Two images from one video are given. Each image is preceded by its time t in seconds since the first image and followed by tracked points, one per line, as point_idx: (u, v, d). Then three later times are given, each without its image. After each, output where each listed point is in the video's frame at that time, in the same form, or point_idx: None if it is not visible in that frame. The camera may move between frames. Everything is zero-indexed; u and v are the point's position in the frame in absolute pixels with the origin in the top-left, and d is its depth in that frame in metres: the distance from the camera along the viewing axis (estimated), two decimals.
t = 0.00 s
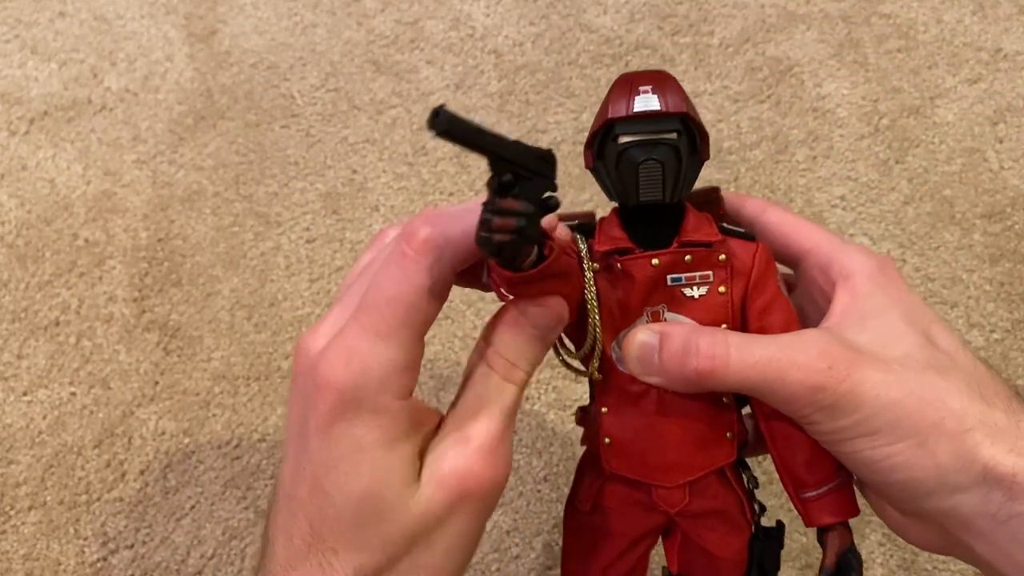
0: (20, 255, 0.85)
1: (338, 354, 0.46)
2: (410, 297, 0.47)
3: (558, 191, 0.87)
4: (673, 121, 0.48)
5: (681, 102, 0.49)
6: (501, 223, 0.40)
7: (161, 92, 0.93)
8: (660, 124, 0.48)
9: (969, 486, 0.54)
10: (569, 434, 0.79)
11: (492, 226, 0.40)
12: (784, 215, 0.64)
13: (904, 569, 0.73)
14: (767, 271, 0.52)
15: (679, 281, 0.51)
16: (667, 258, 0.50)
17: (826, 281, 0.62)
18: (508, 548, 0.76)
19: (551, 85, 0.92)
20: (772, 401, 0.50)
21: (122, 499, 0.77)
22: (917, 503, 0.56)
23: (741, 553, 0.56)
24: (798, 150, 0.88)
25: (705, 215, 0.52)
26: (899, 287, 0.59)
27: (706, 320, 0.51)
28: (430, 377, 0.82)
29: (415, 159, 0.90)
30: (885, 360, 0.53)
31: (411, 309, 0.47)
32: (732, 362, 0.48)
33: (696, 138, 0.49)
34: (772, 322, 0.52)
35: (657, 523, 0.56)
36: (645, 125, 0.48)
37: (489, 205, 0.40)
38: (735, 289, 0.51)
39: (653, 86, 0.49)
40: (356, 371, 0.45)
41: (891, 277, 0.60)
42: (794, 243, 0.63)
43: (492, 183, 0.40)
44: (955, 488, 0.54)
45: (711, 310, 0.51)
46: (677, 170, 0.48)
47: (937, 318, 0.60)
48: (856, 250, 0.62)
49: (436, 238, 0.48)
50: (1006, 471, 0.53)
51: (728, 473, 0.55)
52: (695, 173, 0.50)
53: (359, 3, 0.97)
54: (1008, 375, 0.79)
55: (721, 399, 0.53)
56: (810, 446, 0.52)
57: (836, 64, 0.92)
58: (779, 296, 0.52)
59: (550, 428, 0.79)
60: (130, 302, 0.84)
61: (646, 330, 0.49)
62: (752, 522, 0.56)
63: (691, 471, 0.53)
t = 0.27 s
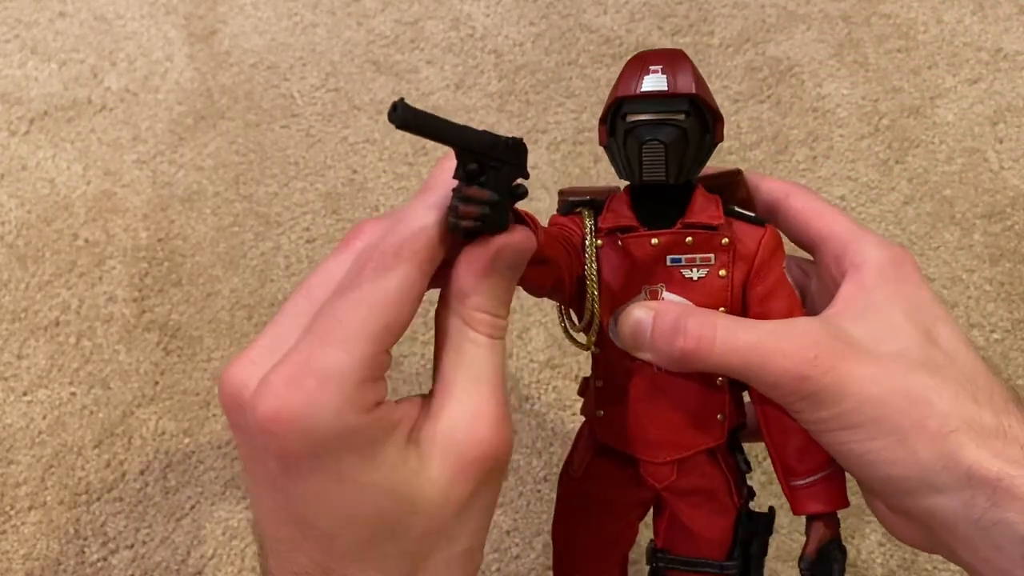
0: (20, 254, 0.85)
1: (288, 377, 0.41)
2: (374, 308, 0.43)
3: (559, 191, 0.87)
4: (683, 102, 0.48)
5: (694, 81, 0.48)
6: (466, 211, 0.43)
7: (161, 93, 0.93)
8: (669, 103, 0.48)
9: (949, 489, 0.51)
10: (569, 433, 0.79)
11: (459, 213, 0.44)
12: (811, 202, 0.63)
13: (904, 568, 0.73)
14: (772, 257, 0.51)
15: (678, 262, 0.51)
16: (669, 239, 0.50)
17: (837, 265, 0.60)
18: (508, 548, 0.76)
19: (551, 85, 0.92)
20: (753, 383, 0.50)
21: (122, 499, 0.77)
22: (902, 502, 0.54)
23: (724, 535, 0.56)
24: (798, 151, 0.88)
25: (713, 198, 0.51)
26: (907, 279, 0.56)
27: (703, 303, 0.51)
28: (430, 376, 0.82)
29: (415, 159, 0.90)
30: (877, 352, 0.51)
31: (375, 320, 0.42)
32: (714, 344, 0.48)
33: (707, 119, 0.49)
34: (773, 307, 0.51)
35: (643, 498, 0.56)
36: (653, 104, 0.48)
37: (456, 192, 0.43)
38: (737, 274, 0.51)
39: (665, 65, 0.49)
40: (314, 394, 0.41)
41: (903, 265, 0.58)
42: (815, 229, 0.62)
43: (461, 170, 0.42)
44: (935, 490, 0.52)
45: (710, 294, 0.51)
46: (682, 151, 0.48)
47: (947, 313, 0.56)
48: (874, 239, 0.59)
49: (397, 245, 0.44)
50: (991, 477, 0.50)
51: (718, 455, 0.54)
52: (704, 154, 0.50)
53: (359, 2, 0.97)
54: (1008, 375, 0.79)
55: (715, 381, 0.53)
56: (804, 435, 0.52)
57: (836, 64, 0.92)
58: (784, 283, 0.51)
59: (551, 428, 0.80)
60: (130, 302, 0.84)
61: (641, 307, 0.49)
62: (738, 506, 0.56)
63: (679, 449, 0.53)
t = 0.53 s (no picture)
0: (20, 255, 0.85)
1: (317, 384, 0.36)
2: (408, 311, 0.38)
3: (558, 191, 0.87)
4: (661, 114, 0.47)
5: (672, 92, 0.48)
6: (502, 209, 0.43)
7: (161, 92, 0.93)
8: (647, 116, 0.47)
9: (938, 501, 0.51)
10: (568, 434, 0.79)
11: (495, 215, 0.43)
12: (802, 199, 0.60)
13: (904, 569, 0.73)
14: (759, 266, 0.50)
15: (663, 275, 0.50)
16: (653, 252, 0.50)
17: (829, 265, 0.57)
18: (508, 549, 0.76)
19: (551, 85, 0.92)
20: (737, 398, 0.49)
21: (122, 500, 0.77)
22: (893, 511, 0.54)
23: (720, 542, 0.56)
24: (798, 150, 0.89)
25: (699, 206, 0.51)
26: (902, 280, 0.54)
27: (691, 314, 0.51)
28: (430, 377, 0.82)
29: (415, 159, 0.90)
30: (864, 363, 0.50)
31: (412, 324, 0.37)
32: (696, 362, 0.48)
33: (688, 128, 0.48)
34: (762, 315, 0.51)
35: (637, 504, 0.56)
36: (631, 117, 0.47)
37: (490, 191, 0.43)
38: (724, 284, 0.51)
39: (641, 76, 0.48)
40: (350, 404, 0.35)
41: (899, 264, 0.55)
42: (808, 227, 0.60)
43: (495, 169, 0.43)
44: (923, 501, 0.51)
45: (696, 305, 0.51)
46: (661, 165, 0.48)
47: (943, 315, 0.54)
48: (868, 239, 0.56)
49: (426, 246, 0.40)
50: (979, 490, 0.49)
51: (712, 463, 0.54)
52: (685, 165, 0.49)
53: (359, 2, 0.97)
54: (1008, 375, 0.79)
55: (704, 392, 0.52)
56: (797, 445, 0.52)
57: (836, 64, 0.92)
58: (772, 291, 0.51)
59: (550, 429, 0.80)
60: (130, 302, 0.84)
61: (627, 321, 0.49)
62: (735, 512, 0.55)
63: (667, 458, 0.53)
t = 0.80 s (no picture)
0: (20, 255, 0.85)
1: (347, 411, 0.34)
2: (433, 333, 0.36)
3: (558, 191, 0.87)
4: (660, 103, 0.47)
5: (670, 81, 0.48)
6: (518, 217, 0.42)
7: (161, 92, 0.93)
8: (646, 106, 0.47)
9: (935, 489, 0.51)
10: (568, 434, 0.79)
11: (512, 223, 0.42)
12: (798, 187, 0.60)
13: (904, 569, 0.73)
14: (755, 255, 0.51)
15: (660, 266, 0.50)
16: (650, 242, 0.50)
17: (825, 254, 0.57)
18: (508, 548, 0.76)
19: (550, 85, 0.92)
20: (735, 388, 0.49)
21: (122, 500, 0.77)
22: (889, 500, 0.54)
23: (716, 531, 0.56)
24: (798, 151, 0.88)
25: (694, 195, 0.51)
26: (898, 269, 0.54)
27: (688, 305, 0.51)
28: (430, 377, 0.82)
29: (415, 159, 0.90)
30: (862, 351, 0.50)
31: (438, 346, 0.36)
32: (692, 351, 0.48)
33: (686, 118, 0.49)
34: (759, 304, 0.51)
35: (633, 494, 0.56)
36: (630, 106, 0.47)
37: (507, 201, 0.42)
38: (720, 273, 0.51)
39: (640, 64, 0.48)
40: (382, 433, 0.34)
41: (895, 253, 0.55)
42: (804, 214, 0.59)
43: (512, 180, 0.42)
44: (921, 489, 0.51)
45: (693, 296, 0.51)
46: (659, 154, 0.48)
47: (938, 303, 0.54)
48: (863, 227, 0.56)
49: (445, 263, 0.38)
50: (975, 476, 0.49)
51: (708, 453, 0.55)
52: (682, 154, 0.49)
53: (359, 2, 0.97)
54: (1008, 375, 0.79)
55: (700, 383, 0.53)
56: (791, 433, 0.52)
57: (836, 64, 0.92)
58: (768, 280, 0.51)
59: (550, 428, 0.80)
60: (130, 303, 0.84)
61: (622, 311, 0.49)
62: (731, 501, 0.56)
63: (664, 449, 0.53)
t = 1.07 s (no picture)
0: (20, 254, 0.85)
1: (369, 446, 0.34)
2: (450, 361, 0.36)
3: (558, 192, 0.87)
4: (661, 111, 0.47)
5: (671, 87, 0.48)
6: (543, 243, 0.42)
7: (161, 92, 0.93)
8: (648, 113, 0.47)
9: (934, 486, 0.50)
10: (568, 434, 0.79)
11: (538, 249, 0.42)
12: (792, 189, 0.61)
13: (905, 569, 0.73)
14: (755, 259, 0.51)
15: (662, 271, 0.50)
16: (652, 249, 0.50)
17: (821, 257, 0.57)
18: (508, 548, 0.76)
19: (551, 85, 0.92)
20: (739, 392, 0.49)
21: (122, 500, 0.77)
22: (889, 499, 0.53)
23: (715, 529, 0.56)
24: (798, 151, 0.89)
25: (694, 199, 0.51)
26: (892, 270, 0.54)
27: (689, 310, 0.51)
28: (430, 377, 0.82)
29: (415, 159, 0.90)
30: (860, 352, 0.50)
31: (452, 376, 0.36)
32: (697, 357, 0.47)
33: (687, 124, 0.48)
34: (758, 307, 0.51)
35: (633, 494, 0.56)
36: (631, 113, 0.47)
37: (530, 227, 0.42)
38: (721, 278, 0.51)
39: (641, 71, 0.48)
40: (402, 467, 0.34)
41: (890, 255, 0.55)
42: (799, 216, 0.60)
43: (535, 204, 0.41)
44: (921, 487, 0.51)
45: (694, 301, 0.51)
46: (662, 161, 0.48)
47: (932, 304, 0.54)
48: (858, 229, 0.56)
49: (465, 294, 0.38)
50: (975, 472, 0.49)
51: (708, 453, 0.55)
52: (684, 160, 0.49)
53: (360, 2, 0.97)
54: (1008, 375, 0.79)
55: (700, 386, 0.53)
56: (789, 433, 0.52)
57: (836, 64, 0.92)
58: (767, 284, 0.51)
59: (550, 429, 0.80)
60: (130, 302, 0.84)
61: (624, 318, 0.49)
62: (729, 499, 0.56)
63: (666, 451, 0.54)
